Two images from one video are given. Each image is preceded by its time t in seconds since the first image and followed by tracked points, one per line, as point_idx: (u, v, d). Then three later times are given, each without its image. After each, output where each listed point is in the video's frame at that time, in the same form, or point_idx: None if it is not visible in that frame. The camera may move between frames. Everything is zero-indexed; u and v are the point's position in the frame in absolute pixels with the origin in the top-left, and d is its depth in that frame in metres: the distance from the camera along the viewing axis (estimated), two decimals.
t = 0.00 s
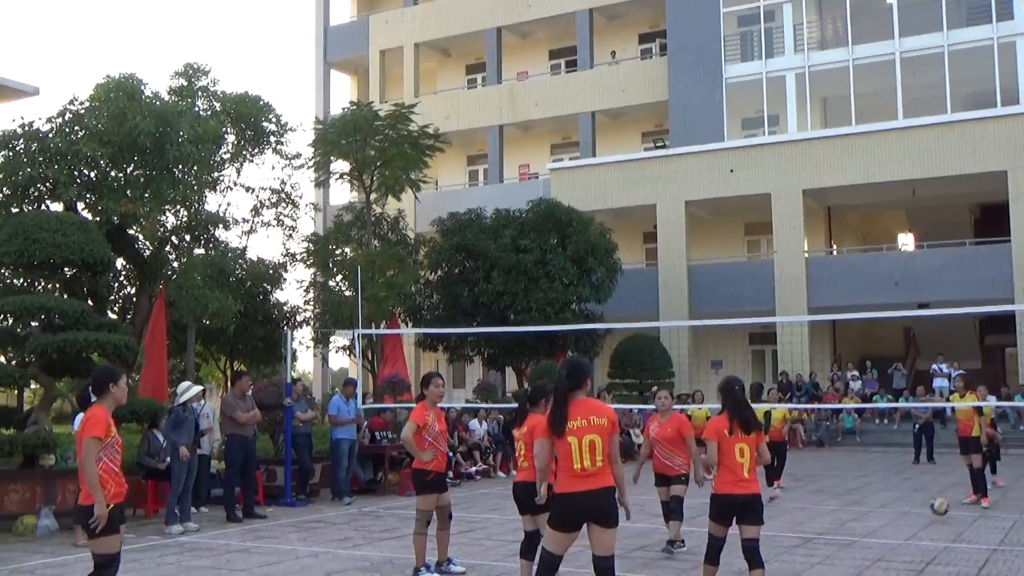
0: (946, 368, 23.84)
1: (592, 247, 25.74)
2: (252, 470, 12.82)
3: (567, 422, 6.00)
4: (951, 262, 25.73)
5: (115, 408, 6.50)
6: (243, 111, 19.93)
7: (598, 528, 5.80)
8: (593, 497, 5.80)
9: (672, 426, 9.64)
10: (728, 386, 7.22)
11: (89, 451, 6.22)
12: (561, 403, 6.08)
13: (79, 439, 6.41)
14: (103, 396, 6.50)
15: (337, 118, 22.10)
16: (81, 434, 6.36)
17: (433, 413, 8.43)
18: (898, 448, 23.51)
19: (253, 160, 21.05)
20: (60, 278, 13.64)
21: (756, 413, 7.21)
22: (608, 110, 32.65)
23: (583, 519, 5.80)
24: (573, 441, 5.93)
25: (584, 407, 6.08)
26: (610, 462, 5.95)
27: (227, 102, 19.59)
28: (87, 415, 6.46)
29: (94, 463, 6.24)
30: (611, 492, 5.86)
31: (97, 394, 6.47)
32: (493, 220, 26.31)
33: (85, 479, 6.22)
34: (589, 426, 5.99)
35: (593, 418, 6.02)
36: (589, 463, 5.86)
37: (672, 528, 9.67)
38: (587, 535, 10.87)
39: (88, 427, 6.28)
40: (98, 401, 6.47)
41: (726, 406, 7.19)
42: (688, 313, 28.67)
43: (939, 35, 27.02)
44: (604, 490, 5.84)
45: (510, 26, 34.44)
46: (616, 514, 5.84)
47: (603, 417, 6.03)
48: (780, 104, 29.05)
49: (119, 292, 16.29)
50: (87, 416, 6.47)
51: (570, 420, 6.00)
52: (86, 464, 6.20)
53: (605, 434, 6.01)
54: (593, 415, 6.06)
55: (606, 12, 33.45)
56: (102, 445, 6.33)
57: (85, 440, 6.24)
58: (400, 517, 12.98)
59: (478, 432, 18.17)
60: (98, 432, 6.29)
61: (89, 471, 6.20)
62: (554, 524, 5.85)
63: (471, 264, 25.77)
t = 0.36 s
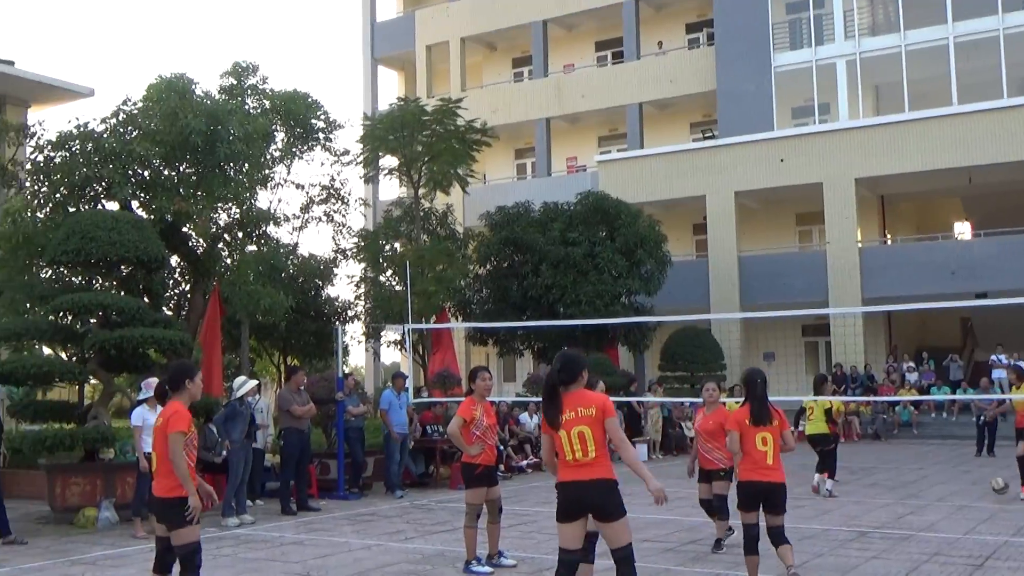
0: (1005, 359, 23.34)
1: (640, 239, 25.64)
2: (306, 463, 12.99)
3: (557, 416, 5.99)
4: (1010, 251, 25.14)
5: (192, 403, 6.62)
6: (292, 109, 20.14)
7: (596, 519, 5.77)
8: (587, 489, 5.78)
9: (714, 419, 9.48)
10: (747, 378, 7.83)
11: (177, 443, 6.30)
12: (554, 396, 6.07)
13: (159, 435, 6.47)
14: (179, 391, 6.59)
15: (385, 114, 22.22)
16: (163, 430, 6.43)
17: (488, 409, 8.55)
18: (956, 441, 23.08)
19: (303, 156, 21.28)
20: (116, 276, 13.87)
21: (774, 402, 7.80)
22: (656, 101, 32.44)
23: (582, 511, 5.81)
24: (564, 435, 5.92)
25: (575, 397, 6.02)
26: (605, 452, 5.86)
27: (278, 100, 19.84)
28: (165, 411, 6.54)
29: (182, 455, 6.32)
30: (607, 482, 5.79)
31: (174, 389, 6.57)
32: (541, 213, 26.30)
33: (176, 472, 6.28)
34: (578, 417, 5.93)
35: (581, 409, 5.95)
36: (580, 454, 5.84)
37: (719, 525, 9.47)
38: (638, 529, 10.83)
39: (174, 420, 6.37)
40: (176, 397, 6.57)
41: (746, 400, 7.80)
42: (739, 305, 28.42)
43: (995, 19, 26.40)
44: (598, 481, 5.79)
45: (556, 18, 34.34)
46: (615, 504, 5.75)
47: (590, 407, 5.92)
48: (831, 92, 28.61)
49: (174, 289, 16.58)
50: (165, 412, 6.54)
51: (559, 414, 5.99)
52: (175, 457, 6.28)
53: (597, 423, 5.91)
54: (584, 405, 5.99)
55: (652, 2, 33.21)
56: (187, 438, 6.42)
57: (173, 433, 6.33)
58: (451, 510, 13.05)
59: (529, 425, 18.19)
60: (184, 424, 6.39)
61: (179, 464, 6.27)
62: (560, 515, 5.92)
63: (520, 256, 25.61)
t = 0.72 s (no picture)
0: None
1: (662, 237, 25.56)
2: (329, 462, 13.05)
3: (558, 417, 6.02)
4: None
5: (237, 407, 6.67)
6: (314, 109, 20.22)
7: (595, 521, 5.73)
8: (585, 491, 5.77)
9: (729, 416, 9.58)
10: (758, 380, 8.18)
11: (237, 448, 6.36)
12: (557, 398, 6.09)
13: (208, 438, 6.45)
14: (225, 394, 6.62)
15: (406, 113, 22.25)
16: (216, 433, 6.44)
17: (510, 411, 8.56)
18: (982, 439, 22.86)
19: (325, 156, 21.37)
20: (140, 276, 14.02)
21: (787, 401, 8.09)
22: (677, 98, 32.31)
23: (585, 514, 5.79)
24: (565, 437, 5.95)
25: (575, 398, 6.02)
26: (604, 453, 5.82)
27: (299, 100, 19.93)
28: (214, 413, 6.54)
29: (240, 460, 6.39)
30: (604, 484, 5.75)
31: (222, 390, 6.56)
32: (562, 211, 26.25)
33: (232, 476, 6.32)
34: (577, 419, 5.93)
35: (580, 410, 5.95)
36: (579, 456, 5.84)
37: (740, 524, 9.39)
38: (660, 528, 10.80)
39: (233, 426, 6.43)
40: (223, 399, 6.59)
41: (760, 400, 8.12)
42: (761, 304, 28.27)
43: (1021, 13, 26.12)
44: (596, 482, 5.76)
45: (578, 16, 34.29)
46: (612, 506, 5.70)
47: (591, 409, 5.90)
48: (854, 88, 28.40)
49: (197, 288, 16.70)
50: (213, 414, 6.54)
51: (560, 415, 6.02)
52: (235, 462, 6.33)
53: (595, 423, 5.89)
54: (585, 407, 5.97)
55: None
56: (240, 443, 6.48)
57: (233, 438, 6.37)
58: (472, 509, 13.06)
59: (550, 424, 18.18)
60: (241, 430, 6.46)
61: (238, 468, 6.33)
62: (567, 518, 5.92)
63: (541, 255, 25.59)
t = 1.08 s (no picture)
0: (1002, 361, 23.42)
1: (639, 239, 25.63)
2: (304, 460, 12.95)
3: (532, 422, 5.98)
4: (1007, 253, 25.14)
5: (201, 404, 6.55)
6: (292, 104, 20.09)
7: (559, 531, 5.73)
8: (551, 500, 5.76)
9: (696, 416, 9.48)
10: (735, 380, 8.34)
11: (204, 451, 6.27)
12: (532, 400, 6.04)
13: (173, 439, 6.36)
14: (187, 394, 6.48)
15: (385, 110, 22.17)
16: (182, 434, 6.34)
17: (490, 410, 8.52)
18: (951, 443, 23.10)
19: (302, 152, 21.25)
20: (115, 271, 13.90)
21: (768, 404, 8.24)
22: (655, 100, 32.42)
23: (548, 522, 5.79)
24: (536, 443, 5.91)
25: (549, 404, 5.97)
26: (572, 463, 5.82)
27: (277, 96, 19.83)
28: (178, 414, 6.42)
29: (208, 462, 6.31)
30: (570, 495, 5.74)
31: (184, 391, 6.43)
32: (539, 211, 26.25)
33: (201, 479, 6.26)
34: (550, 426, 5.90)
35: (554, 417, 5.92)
36: (548, 465, 5.82)
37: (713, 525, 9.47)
38: (635, 529, 10.83)
39: (198, 427, 6.33)
40: (186, 398, 6.45)
41: (741, 399, 8.26)
42: (736, 306, 28.44)
43: (994, 21, 26.42)
44: (562, 493, 5.75)
45: (557, 17, 34.32)
46: (576, 518, 5.71)
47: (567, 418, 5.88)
48: (830, 93, 28.59)
49: (171, 284, 16.51)
50: (177, 415, 6.42)
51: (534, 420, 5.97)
52: (203, 465, 6.24)
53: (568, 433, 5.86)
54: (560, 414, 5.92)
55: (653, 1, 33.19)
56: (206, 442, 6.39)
57: (199, 440, 6.28)
58: (447, 508, 13.04)
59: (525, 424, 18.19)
60: (207, 431, 6.36)
61: (206, 471, 6.25)
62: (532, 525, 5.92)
63: (518, 255, 25.61)
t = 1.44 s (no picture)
0: (975, 363, 23.66)
1: (617, 240, 25.69)
2: (283, 461, 12.86)
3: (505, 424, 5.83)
4: (980, 255, 25.40)
5: (142, 401, 6.52)
6: (269, 102, 19.96)
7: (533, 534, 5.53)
8: (524, 503, 5.57)
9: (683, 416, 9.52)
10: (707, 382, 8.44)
11: (146, 445, 6.23)
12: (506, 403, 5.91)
13: (118, 437, 6.32)
14: (129, 390, 6.45)
15: (363, 109, 22.08)
16: (127, 430, 6.31)
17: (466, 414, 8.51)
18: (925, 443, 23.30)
19: (279, 151, 21.13)
20: (90, 269, 13.73)
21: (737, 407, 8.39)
22: (633, 102, 32.50)
23: (523, 526, 5.59)
24: (510, 445, 5.75)
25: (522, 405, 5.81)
26: (546, 465, 5.64)
27: (254, 94, 19.70)
28: (121, 411, 6.38)
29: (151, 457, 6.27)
30: (544, 498, 5.56)
31: (125, 387, 6.42)
32: (517, 212, 26.22)
33: (145, 474, 6.21)
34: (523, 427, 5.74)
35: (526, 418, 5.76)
36: (521, 466, 5.65)
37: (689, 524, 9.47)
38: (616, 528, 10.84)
39: (141, 422, 6.28)
40: (126, 395, 6.43)
41: (711, 402, 8.40)
42: (712, 307, 28.58)
43: (968, 26, 26.67)
44: (536, 495, 5.57)
45: (535, 18, 34.34)
46: (551, 520, 5.50)
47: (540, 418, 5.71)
48: (806, 95, 28.77)
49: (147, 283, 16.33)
50: (119, 412, 6.38)
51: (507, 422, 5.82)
52: (145, 460, 6.20)
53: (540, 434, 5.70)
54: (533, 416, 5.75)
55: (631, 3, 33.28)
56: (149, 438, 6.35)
57: (142, 434, 6.24)
58: (427, 509, 13.00)
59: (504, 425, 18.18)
60: (149, 426, 6.31)
61: (148, 466, 6.20)
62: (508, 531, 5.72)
63: (496, 255, 25.59)
